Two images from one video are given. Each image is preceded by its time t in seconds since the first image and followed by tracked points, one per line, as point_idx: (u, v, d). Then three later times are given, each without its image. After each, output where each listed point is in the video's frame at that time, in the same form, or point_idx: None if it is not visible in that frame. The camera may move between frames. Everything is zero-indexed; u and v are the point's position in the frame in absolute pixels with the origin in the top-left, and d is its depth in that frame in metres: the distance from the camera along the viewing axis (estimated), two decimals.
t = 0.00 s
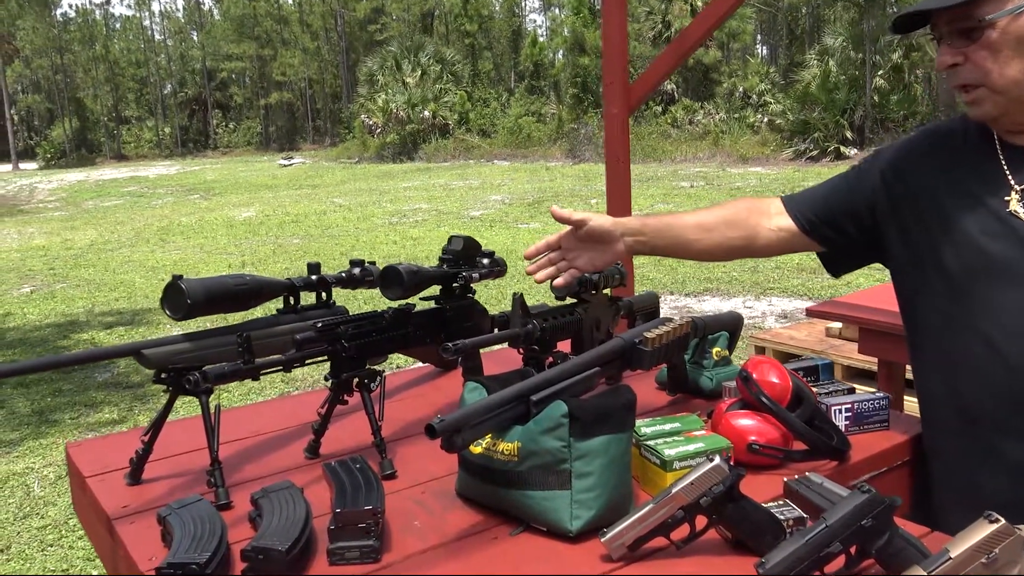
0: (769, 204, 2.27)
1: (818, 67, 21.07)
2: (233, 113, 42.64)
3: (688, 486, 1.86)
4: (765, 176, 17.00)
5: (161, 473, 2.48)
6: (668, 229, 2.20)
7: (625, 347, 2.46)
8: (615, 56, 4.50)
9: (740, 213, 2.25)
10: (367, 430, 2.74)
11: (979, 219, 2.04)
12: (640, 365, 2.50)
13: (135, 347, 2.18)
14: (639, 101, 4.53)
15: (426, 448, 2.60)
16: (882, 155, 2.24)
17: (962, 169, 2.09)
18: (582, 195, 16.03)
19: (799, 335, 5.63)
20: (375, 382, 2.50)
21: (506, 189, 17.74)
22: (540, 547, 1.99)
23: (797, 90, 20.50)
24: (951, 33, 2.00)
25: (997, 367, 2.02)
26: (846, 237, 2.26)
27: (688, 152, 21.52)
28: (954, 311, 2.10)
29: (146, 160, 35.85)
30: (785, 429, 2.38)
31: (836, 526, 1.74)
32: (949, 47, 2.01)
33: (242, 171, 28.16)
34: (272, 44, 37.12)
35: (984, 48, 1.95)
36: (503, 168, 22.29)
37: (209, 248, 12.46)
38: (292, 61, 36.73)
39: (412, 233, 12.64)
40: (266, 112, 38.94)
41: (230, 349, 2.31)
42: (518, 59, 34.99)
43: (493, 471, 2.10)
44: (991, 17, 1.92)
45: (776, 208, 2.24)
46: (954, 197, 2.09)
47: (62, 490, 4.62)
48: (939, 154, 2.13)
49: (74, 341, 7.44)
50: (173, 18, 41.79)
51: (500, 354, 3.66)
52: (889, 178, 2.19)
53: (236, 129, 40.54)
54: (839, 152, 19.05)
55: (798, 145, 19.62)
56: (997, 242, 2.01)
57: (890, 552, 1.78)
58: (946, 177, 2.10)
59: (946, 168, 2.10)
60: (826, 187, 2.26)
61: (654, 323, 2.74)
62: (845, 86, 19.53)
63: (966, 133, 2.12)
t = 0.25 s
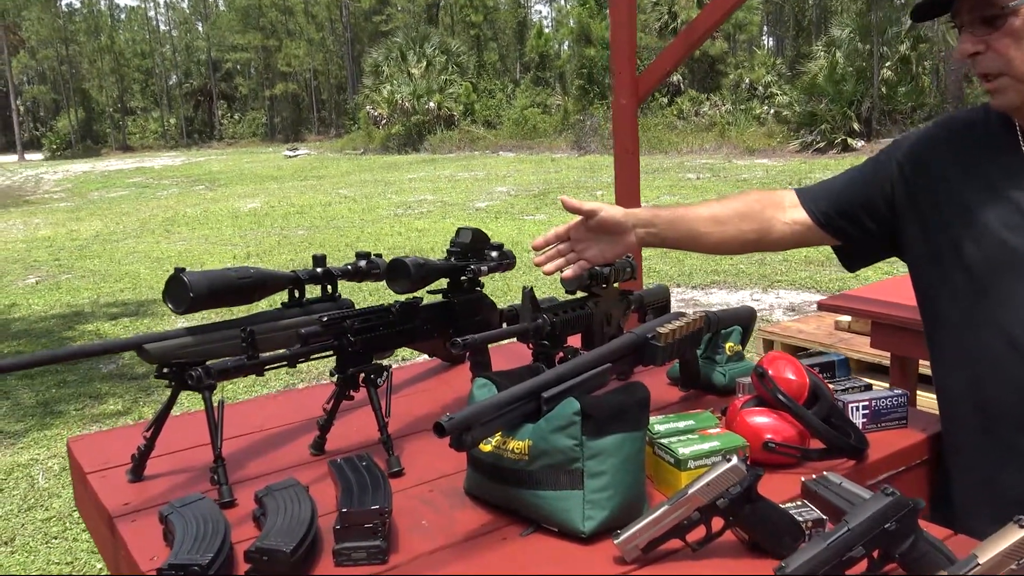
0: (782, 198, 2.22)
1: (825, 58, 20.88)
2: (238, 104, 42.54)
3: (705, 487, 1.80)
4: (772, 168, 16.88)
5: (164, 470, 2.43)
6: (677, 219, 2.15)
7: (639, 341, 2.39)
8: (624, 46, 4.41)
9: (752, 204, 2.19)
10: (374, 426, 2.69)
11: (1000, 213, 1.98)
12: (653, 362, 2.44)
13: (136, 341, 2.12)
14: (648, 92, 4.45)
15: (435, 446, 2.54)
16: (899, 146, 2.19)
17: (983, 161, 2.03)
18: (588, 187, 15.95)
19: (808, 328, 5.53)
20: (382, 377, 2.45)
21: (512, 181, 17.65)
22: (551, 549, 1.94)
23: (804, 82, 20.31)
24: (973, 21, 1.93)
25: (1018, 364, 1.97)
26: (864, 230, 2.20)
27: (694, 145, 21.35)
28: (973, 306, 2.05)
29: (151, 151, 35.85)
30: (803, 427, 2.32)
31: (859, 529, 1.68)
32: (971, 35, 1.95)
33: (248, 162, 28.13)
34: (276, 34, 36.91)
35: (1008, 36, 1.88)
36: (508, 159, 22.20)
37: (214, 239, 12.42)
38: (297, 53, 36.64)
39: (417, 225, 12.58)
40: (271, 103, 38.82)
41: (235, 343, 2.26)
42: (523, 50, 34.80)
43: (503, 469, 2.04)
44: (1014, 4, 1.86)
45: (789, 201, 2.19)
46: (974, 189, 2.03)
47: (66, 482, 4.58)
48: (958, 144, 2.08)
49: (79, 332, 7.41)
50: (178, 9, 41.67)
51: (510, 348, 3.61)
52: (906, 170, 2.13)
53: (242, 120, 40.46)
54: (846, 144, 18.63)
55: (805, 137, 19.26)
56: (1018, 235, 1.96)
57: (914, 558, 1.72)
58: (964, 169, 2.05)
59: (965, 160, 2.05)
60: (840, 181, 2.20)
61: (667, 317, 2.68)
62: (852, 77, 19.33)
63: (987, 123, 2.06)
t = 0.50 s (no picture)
0: (803, 200, 2.11)
1: (834, 51, 20.68)
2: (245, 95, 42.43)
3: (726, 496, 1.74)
4: (780, 162, 16.73)
5: (167, 470, 2.37)
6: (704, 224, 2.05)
7: (654, 341, 2.32)
8: (636, 37, 4.32)
9: (776, 209, 2.09)
10: (382, 425, 2.63)
11: None
12: (670, 364, 2.36)
13: (138, 338, 2.06)
14: (661, 84, 4.36)
15: (444, 447, 2.48)
16: (925, 142, 2.08)
17: (1012, 156, 1.91)
18: (595, 179, 15.84)
19: (819, 324, 5.42)
20: (390, 377, 2.38)
21: (519, 173, 17.57)
22: (565, 556, 1.87)
23: (812, 75, 20.07)
24: (1006, 11, 1.85)
25: None
26: (887, 232, 2.09)
27: (702, 137, 21.21)
28: (1001, 309, 1.94)
29: (158, 141, 35.78)
30: (823, 431, 2.24)
31: (888, 542, 1.62)
32: (1002, 26, 1.86)
33: (254, 153, 28.06)
34: (283, 25, 36.72)
35: None
36: (515, 151, 22.07)
37: (220, 229, 12.36)
38: (304, 43, 36.52)
39: (424, 217, 12.50)
40: (277, 94, 38.67)
41: (239, 341, 2.20)
42: (530, 42, 34.58)
43: (516, 474, 1.98)
44: None
45: (813, 203, 2.08)
46: (1002, 186, 1.92)
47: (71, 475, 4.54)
48: (985, 140, 1.96)
49: (84, 322, 7.36)
50: None
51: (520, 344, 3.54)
52: (930, 168, 2.01)
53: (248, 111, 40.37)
54: (855, 138, 18.37)
55: (813, 131, 19.19)
56: None
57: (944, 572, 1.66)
58: (992, 166, 1.93)
59: (992, 155, 1.94)
60: (863, 181, 2.09)
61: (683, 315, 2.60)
62: (862, 70, 19.10)
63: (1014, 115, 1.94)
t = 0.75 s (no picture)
0: (830, 208, 2.04)
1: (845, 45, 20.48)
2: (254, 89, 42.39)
3: (754, 507, 1.67)
4: (791, 157, 16.60)
5: (173, 473, 2.32)
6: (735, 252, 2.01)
7: (675, 345, 2.25)
8: (651, 29, 4.24)
9: (804, 220, 2.02)
10: (394, 428, 2.57)
11: None
12: (690, 367, 2.30)
13: (144, 340, 2.01)
14: (676, 78, 4.28)
15: (458, 451, 2.42)
16: (952, 141, 1.98)
17: None
18: (604, 174, 15.75)
19: (832, 322, 5.30)
20: (403, 379, 2.31)
21: (528, 168, 17.51)
22: (585, 567, 1.81)
23: (823, 69, 19.88)
24: None
25: None
26: (917, 239, 1.99)
27: (712, 132, 21.07)
28: None
29: (167, 135, 35.82)
30: (850, 439, 2.17)
31: (925, 559, 1.55)
32: None
33: (263, 147, 28.07)
34: (292, 19, 36.90)
35: None
36: (523, 146, 21.99)
37: (229, 223, 12.34)
38: (313, 37, 36.48)
39: (432, 211, 12.44)
40: (286, 88, 38.61)
41: (248, 342, 2.14)
42: (539, 36, 34.44)
43: (533, 482, 1.91)
44: None
45: (840, 213, 2.01)
46: None
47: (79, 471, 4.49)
48: (1015, 140, 1.88)
49: (93, 317, 7.33)
50: None
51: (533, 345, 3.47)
52: (962, 169, 1.92)
53: (257, 105, 40.33)
54: (865, 133, 18.31)
55: (824, 126, 19.06)
56: None
57: None
58: None
59: None
60: (891, 187, 2.00)
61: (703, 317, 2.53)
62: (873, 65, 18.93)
63: None
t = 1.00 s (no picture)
0: (857, 209, 1.98)
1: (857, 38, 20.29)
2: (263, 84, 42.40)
3: (785, 519, 1.60)
4: (802, 151, 16.47)
5: (184, 478, 2.28)
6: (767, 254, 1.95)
7: (697, 346, 2.19)
8: (666, 24, 4.16)
9: (831, 221, 1.96)
10: (409, 432, 2.52)
11: None
12: (713, 370, 2.23)
13: (154, 344, 1.96)
14: (691, 73, 4.19)
15: (474, 456, 2.37)
16: (987, 138, 1.89)
17: None
18: (614, 169, 15.66)
19: (848, 319, 5.15)
20: (418, 383, 2.26)
21: (537, 163, 17.42)
22: None
23: (835, 63, 19.69)
24: None
25: None
26: (947, 239, 1.91)
27: (723, 127, 20.89)
28: None
29: (177, 131, 35.89)
30: (879, 444, 2.10)
31: None
32: None
33: (272, 142, 28.08)
34: (301, 14, 36.92)
35: None
36: (533, 141, 21.91)
37: (239, 219, 12.33)
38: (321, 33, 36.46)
39: (442, 207, 12.39)
40: (295, 83, 38.58)
41: (260, 345, 2.09)
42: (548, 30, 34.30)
43: (553, 490, 1.85)
44: None
45: (868, 214, 1.95)
46: None
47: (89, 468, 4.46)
48: None
49: (104, 313, 7.32)
50: None
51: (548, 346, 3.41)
52: (991, 164, 1.83)
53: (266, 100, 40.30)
54: (877, 127, 18.10)
55: (835, 120, 18.85)
56: None
57: None
58: None
59: None
60: (920, 187, 1.93)
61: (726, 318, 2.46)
62: (885, 59, 18.77)
63: None
